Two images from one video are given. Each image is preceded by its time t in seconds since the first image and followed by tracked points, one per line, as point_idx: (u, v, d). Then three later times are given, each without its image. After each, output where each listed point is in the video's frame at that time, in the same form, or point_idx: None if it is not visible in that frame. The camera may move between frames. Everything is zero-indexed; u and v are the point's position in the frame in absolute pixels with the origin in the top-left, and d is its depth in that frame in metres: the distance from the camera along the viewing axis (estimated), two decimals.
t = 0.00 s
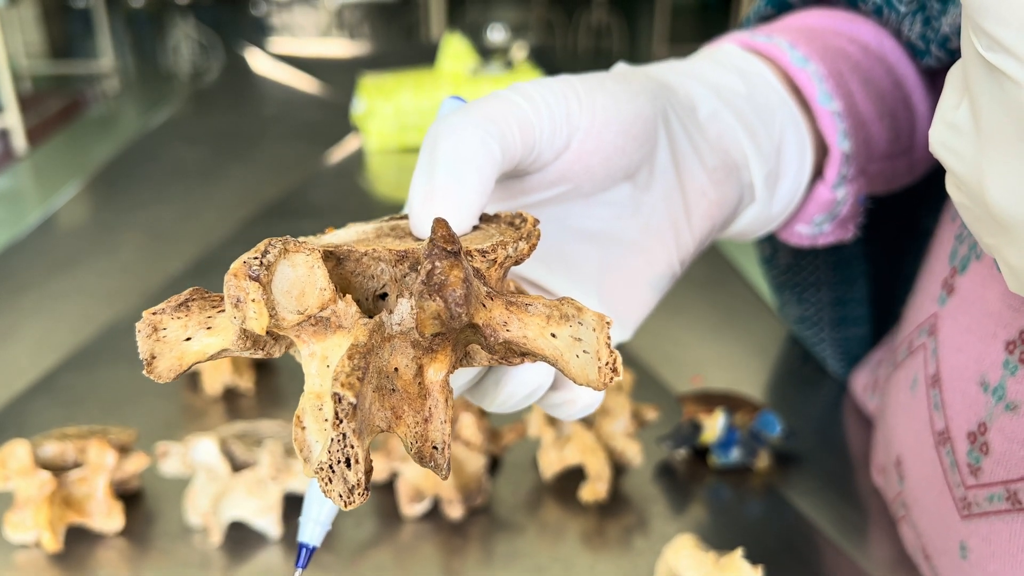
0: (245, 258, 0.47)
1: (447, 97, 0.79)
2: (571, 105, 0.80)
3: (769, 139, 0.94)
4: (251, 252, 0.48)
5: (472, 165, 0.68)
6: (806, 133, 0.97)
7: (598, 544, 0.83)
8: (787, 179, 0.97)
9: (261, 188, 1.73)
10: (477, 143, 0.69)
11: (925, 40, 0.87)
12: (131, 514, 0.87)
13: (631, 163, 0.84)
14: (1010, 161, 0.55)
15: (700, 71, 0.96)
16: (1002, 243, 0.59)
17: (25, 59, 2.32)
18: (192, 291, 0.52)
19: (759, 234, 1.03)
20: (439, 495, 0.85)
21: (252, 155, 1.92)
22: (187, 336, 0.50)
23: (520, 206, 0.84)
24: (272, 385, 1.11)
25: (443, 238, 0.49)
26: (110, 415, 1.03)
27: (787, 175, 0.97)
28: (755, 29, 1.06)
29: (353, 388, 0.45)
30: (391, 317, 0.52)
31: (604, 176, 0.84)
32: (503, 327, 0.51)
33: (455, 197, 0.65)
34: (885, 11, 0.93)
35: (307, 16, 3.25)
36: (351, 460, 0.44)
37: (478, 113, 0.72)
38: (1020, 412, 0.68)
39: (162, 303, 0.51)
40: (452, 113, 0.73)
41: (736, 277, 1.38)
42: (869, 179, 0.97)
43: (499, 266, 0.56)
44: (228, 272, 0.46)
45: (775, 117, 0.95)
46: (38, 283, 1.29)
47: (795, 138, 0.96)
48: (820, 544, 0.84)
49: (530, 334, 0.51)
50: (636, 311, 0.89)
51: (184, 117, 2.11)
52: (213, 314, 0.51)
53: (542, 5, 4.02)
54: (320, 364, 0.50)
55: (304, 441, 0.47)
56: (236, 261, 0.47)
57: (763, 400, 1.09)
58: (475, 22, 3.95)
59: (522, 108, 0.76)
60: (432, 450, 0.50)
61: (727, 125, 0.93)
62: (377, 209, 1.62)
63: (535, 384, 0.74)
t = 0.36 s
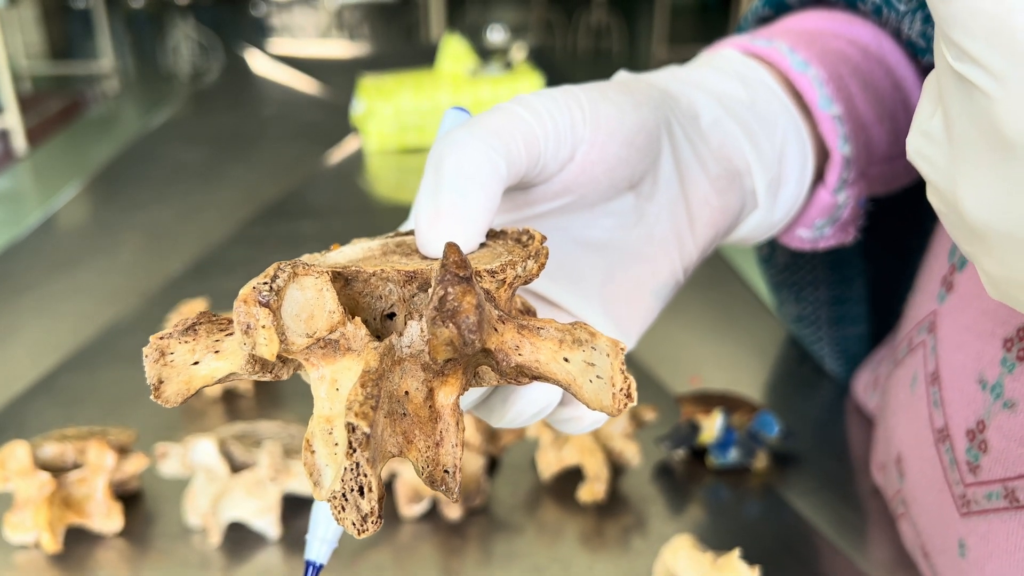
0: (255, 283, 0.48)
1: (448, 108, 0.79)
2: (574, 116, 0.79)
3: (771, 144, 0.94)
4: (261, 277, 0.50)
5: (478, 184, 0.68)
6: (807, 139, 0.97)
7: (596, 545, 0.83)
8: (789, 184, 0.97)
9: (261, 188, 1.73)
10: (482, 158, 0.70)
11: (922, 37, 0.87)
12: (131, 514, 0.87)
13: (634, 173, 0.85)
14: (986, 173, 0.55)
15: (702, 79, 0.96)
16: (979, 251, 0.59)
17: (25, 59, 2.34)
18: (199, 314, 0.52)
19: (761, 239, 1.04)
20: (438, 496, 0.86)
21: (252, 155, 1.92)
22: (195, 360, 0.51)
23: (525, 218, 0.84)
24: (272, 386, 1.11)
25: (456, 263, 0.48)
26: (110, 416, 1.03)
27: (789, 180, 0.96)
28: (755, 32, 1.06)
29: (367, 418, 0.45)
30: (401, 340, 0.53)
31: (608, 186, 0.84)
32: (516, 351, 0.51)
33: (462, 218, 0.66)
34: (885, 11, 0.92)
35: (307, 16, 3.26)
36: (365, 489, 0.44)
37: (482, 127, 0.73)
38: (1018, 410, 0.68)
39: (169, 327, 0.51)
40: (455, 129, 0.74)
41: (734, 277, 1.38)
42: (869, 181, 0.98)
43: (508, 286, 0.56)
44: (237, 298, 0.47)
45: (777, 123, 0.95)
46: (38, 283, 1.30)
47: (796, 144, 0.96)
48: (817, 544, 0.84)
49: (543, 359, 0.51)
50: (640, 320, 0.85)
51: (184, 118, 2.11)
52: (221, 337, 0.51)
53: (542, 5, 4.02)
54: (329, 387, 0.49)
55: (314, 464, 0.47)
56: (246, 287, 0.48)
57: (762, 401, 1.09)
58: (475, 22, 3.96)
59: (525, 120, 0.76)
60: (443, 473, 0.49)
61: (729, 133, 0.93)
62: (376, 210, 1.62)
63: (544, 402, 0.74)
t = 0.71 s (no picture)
0: (227, 230, 0.48)
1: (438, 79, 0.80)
2: (565, 89, 0.80)
3: (767, 125, 0.91)
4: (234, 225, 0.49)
5: (462, 146, 0.67)
6: (803, 123, 0.95)
7: (596, 545, 0.83)
8: (783, 170, 0.94)
9: (261, 188, 1.73)
10: (465, 121, 0.69)
11: (924, 32, 0.90)
12: (130, 515, 0.87)
13: (624, 149, 0.87)
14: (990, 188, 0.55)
15: (697, 62, 0.96)
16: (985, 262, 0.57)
17: (25, 60, 2.35)
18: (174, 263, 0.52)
19: (755, 225, 1.02)
20: (437, 496, 0.85)
21: (251, 155, 1.92)
22: (167, 310, 0.51)
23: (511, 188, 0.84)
24: (271, 386, 1.11)
25: (427, 213, 0.49)
26: (109, 416, 1.03)
27: (784, 164, 0.94)
28: (754, 19, 1.06)
29: (331, 360, 0.45)
30: (374, 294, 0.52)
31: (597, 161, 0.86)
32: (487, 305, 0.51)
33: (443, 179, 0.65)
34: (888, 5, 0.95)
35: (306, 17, 3.26)
36: (329, 435, 0.44)
37: (470, 91, 0.73)
38: None
39: (144, 276, 0.52)
40: (442, 92, 0.74)
41: (734, 277, 1.38)
42: (868, 171, 0.97)
43: (485, 245, 0.56)
44: (208, 244, 0.47)
45: (772, 105, 0.92)
46: (37, 284, 1.30)
47: (791, 127, 0.93)
48: (818, 544, 0.84)
49: (514, 312, 0.52)
50: (630, 297, 0.90)
51: (183, 117, 2.11)
52: (194, 288, 0.52)
53: (542, 5, 4.02)
54: (302, 340, 0.50)
55: (283, 416, 0.47)
56: (217, 233, 0.47)
57: (762, 401, 1.09)
58: (475, 23, 3.95)
59: (515, 89, 0.76)
60: (413, 427, 0.50)
61: (724, 115, 0.92)
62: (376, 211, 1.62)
63: (518, 366, 0.73)
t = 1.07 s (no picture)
0: (205, 240, 0.48)
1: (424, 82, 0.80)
2: (548, 91, 0.81)
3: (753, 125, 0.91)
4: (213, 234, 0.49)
5: (441, 152, 0.68)
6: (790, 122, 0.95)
7: (596, 544, 0.83)
8: (771, 169, 0.93)
9: (260, 187, 1.73)
10: (446, 125, 0.69)
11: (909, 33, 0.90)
12: (130, 514, 0.87)
13: (609, 151, 0.87)
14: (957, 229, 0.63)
15: (683, 60, 0.95)
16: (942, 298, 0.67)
17: (25, 60, 2.35)
18: (154, 274, 0.53)
19: (744, 225, 1.02)
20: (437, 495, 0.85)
21: (251, 155, 1.92)
22: (148, 320, 0.51)
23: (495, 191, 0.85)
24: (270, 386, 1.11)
25: (407, 218, 0.50)
26: (109, 416, 1.03)
27: (770, 165, 0.93)
28: (741, 18, 1.06)
29: (311, 369, 0.45)
30: (357, 301, 0.52)
31: (581, 163, 0.87)
32: (469, 310, 0.52)
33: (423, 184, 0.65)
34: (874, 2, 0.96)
35: (306, 17, 3.26)
36: (311, 445, 0.45)
37: (451, 95, 0.73)
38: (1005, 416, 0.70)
39: (124, 287, 0.52)
40: (426, 95, 0.74)
41: (735, 276, 1.38)
42: (857, 168, 0.97)
43: (468, 250, 0.56)
44: (187, 254, 0.48)
45: (757, 104, 0.92)
46: (37, 283, 1.30)
47: (779, 126, 0.93)
48: (817, 543, 0.84)
49: (497, 317, 0.52)
50: (614, 300, 0.90)
51: (182, 117, 2.11)
52: (174, 297, 0.52)
53: (542, 5, 4.01)
54: (282, 348, 0.50)
55: (265, 426, 0.47)
56: (195, 243, 0.48)
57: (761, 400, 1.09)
58: (475, 22, 3.95)
59: (498, 93, 0.76)
60: (397, 435, 0.51)
61: (712, 115, 0.92)
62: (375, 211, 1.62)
63: (504, 372, 0.73)
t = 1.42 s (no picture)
0: (213, 282, 0.48)
1: (419, 101, 0.79)
2: (542, 109, 0.81)
3: (745, 140, 0.92)
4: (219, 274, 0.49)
5: (436, 173, 0.67)
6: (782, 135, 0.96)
7: (595, 542, 0.83)
8: (762, 184, 0.95)
9: (260, 186, 1.73)
10: (441, 143, 0.69)
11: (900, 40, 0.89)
12: (130, 512, 0.87)
13: (603, 169, 0.87)
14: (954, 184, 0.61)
15: (676, 74, 0.95)
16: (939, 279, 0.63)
17: (25, 60, 2.36)
18: (158, 313, 0.53)
19: (737, 237, 1.02)
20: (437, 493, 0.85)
21: (251, 154, 1.92)
22: (155, 360, 0.51)
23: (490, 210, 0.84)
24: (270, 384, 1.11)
25: (414, 254, 0.50)
26: (109, 414, 1.03)
27: (762, 180, 0.95)
28: (734, 29, 1.06)
29: (331, 413, 0.45)
30: (363, 332, 0.52)
31: (576, 182, 0.86)
32: (478, 340, 0.52)
33: (419, 208, 0.65)
34: (867, 11, 0.95)
35: (305, 17, 3.26)
36: (331, 482, 0.45)
37: (445, 116, 0.73)
38: (995, 421, 0.70)
39: (129, 328, 0.52)
40: (420, 117, 0.74)
41: (735, 276, 1.38)
42: (848, 178, 0.98)
43: (469, 274, 0.57)
44: (196, 297, 0.48)
45: (749, 119, 0.93)
46: (37, 282, 1.30)
47: (770, 141, 0.94)
48: (816, 540, 0.84)
49: (505, 346, 0.52)
50: (609, 315, 0.90)
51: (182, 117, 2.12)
52: (181, 335, 0.52)
53: (542, 5, 4.01)
54: (292, 382, 0.50)
55: (280, 459, 0.46)
56: (203, 286, 0.48)
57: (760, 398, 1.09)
58: (474, 22, 3.95)
59: (493, 113, 0.76)
60: (410, 462, 0.51)
61: (704, 131, 0.92)
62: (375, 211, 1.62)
63: (506, 390, 0.73)
